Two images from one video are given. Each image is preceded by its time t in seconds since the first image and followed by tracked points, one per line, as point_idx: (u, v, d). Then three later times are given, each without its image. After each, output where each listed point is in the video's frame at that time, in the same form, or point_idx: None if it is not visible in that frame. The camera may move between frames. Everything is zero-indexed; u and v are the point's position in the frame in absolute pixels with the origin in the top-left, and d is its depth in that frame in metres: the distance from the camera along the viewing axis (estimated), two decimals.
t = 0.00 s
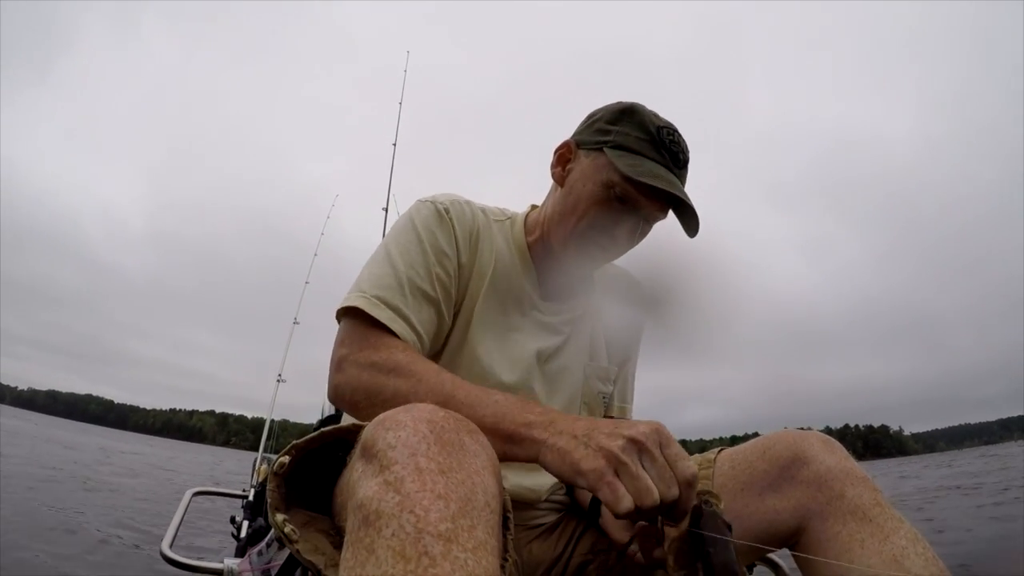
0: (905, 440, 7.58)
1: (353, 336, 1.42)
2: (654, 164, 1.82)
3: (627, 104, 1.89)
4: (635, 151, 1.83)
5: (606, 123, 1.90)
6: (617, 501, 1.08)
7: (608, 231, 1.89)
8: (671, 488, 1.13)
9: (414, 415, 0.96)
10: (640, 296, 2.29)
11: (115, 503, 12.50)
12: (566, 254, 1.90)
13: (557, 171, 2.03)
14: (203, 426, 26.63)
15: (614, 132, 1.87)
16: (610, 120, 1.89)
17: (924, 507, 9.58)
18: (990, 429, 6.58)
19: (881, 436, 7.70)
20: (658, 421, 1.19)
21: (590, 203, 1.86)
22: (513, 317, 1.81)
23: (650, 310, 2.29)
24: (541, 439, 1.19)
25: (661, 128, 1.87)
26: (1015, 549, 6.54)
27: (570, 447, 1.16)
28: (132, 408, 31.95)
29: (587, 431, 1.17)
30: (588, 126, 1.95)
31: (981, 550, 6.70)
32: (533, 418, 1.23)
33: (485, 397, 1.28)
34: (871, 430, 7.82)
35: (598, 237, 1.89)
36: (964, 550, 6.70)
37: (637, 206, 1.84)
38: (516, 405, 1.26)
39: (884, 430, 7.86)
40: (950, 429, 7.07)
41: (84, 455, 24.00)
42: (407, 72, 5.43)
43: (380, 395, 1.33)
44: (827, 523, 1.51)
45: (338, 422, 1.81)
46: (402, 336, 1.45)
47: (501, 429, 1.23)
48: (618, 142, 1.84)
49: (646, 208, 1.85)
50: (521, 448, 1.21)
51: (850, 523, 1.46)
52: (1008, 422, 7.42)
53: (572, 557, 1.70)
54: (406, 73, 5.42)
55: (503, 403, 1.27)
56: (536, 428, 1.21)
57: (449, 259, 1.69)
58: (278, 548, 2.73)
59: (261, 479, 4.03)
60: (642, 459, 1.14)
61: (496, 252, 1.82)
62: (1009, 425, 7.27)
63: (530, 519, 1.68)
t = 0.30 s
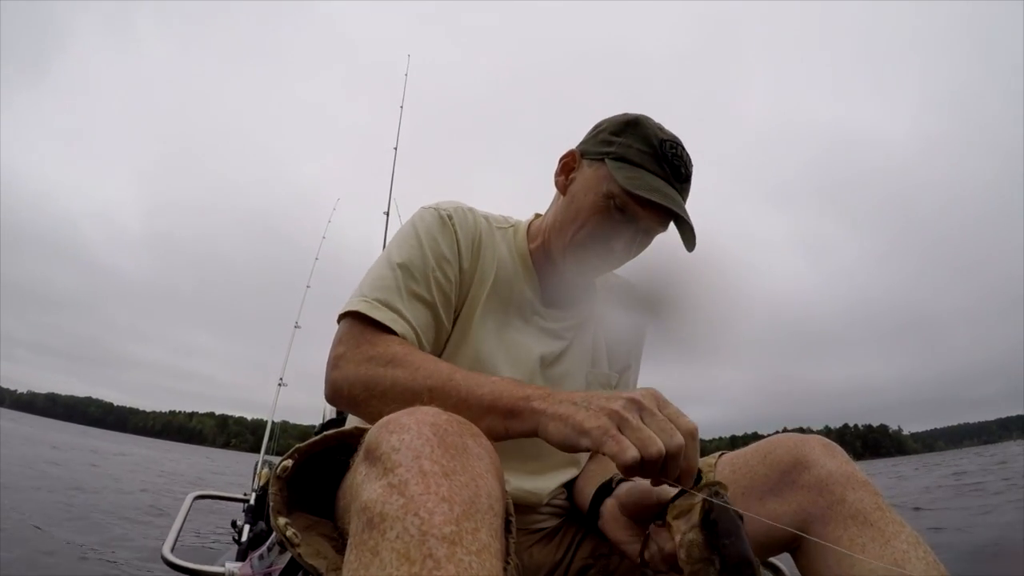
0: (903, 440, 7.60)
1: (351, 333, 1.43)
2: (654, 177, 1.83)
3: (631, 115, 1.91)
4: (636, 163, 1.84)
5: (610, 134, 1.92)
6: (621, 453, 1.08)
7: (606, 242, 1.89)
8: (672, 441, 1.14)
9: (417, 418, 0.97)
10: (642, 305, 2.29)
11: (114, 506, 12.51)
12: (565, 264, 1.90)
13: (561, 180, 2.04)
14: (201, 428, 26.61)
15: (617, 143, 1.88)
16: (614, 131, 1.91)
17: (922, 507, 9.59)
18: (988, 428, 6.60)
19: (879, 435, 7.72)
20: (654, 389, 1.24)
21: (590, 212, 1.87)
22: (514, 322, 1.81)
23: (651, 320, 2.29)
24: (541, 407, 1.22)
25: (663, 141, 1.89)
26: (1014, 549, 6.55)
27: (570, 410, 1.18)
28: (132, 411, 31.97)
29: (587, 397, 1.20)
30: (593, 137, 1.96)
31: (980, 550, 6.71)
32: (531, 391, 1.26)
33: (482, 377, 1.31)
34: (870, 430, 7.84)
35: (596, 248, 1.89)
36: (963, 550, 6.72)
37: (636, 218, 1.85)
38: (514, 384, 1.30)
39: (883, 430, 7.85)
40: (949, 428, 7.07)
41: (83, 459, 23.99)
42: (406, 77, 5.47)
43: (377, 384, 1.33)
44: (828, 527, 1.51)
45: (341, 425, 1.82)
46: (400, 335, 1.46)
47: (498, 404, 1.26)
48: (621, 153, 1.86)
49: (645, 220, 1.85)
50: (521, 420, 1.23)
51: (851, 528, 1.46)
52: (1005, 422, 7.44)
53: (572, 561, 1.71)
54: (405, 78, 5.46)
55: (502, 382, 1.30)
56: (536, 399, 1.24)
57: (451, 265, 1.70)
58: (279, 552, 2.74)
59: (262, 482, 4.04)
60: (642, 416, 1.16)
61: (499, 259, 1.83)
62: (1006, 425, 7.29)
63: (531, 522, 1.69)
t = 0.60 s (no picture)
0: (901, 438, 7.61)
1: (355, 334, 1.43)
2: (651, 176, 1.83)
3: (627, 114, 1.90)
4: (633, 163, 1.84)
5: (606, 134, 1.91)
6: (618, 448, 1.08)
7: (603, 241, 1.89)
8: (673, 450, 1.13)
9: (420, 418, 0.97)
10: (643, 307, 2.29)
11: (115, 507, 12.52)
12: (566, 265, 1.90)
13: (559, 181, 2.04)
14: (201, 428, 26.63)
15: (613, 143, 1.88)
16: (611, 131, 1.91)
17: (921, 505, 9.61)
18: (987, 426, 6.61)
19: (878, 433, 7.74)
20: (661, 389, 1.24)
21: (588, 212, 1.87)
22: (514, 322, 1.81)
23: (652, 321, 2.29)
24: (546, 399, 1.22)
25: (660, 139, 1.88)
26: (1012, 546, 6.56)
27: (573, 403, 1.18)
28: (132, 411, 31.99)
29: (593, 390, 1.20)
30: (590, 137, 1.96)
31: (978, 547, 6.73)
32: (536, 382, 1.27)
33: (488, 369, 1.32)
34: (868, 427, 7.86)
35: (594, 248, 1.89)
36: (961, 547, 6.74)
37: (634, 218, 1.85)
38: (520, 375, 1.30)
39: (882, 427, 7.85)
40: (949, 425, 7.06)
41: (83, 459, 24.01)
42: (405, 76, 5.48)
43: (384, 383, 1.33)
44: (829, 527, 1.51)
45: (342, 426, 1.82)
46: (406, 334, 1.46)
47: (504, 395, 1.26)
48: (617, 152, 1.85)
49: (643, 219, 1.85)
50: (526, 411, 1.24)
51: (852, 528, 1.46)
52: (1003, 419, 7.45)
53: (572, 562, 1.70)
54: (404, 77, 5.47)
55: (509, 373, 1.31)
56: (541, 391, 1.24)
57: (452, 265, 1.70)
58: (280, 552, 2.74)
59: (262, 482, 4.04)
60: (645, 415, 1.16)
61: (498, 260, 1.83)
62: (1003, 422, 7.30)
63: (531, 523, 1.69)
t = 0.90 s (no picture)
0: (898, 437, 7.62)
1: (379, 349, 1.44)
2: (625, 169, 1.79)
3: (602, 108, 1.88)
4: (605, 157, 1.81)
5: (584, 130, 1.90)
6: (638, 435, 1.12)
7: (584, 239, 1.87)
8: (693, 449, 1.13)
9: (424, 418, 0.97)
10: (642, 305, 2.28)
11: (112, 507, 12.51)
12: (550, 266, 1.89)
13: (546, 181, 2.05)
14: (199, 428, 26.62)
15: (589, 138, 1.86)
16: (588, 127, 1.89)
17: (918, 503, 9.62)
18: (985, 424, 6.62)
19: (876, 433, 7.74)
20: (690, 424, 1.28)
21: (567, 210, 1.86)
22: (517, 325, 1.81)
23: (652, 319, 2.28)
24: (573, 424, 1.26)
25: (636, 130, 1.84)
26: (1011, 545, 6.57)
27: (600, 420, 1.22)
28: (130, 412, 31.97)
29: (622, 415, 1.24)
30: (571, 136, 1.96)
31: (976, 545, 6.73)
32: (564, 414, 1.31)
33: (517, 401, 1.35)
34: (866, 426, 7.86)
35: (576, 247, 1.87)
36: (959, 545, 6.74)
37: (611, 212, 1.82)
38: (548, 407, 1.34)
39: (879, 426, 7.85)
40: (946, 423, 7.07)
41: (80, 460, 23.98)
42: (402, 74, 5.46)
43: (411, 402, 1.33)
44: (829, 527, 1.51)
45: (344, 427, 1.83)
46: (427, 351, 1.47)
47: (531, 425, 1.29)
48: (591, 148, 1.84)
49: (621, 214, 1.81)
50: (553, 437, 1.27)
51: (852, 528, 1.46)
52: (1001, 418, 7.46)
53: (572, 563, 1.71)
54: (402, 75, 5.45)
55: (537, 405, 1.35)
56: (569, 420, 1.28)
57: (456, 272, 1.71)
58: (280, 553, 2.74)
59: (263, 483, 4.04)
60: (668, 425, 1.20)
61: (498, 263, 1.83)
62: (1001, 420, 7.31)
63: (532, 522, 1.69)
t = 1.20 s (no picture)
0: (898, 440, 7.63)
1: (370, 338, 1.43)
2: (612, 172, 1.78)
3: (593, 109, 1.88)
4: (594, 159, 1.80)
5: (575, 131, 1.90)
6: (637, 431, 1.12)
7: (574, 243, 1.84)
8: (678, 423, 1.13)
9: (422, 416, 0.97)
10: (644, 304, 2.27)
11: (109, 504, 12.49)
12: (542, 268, 1.87)
13: (541, 182, 2.05)
14: (197, 426, 26.60)
15: (580, 140, 1.86)
16: (579, 128, 1.89)
17: (915, 505, 9.63)
18: (984, 428, 6.63)
19: (874, 435, 7.75)
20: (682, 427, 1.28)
21: (557, 213, 1.84)
22: (516, 325, 1.82)
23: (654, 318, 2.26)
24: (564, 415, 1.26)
25: (626, 131, 1.83)
26: (1009, 548, 6.57)
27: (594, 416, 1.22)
28: (129, 409, 31.93)
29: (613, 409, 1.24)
30: (563, 137, 1.96)
31: (974, 548, 6.74)
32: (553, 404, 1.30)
33: (504, 388, 1.34)
34: (865, 428, 7.87)
35: (565, 251, 1.84)
36: (957, 548, 6.75)
37: (599, 214, 1.80)
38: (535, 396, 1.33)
39: (878, 428, 7.86)
40: (944, 426, 7.08)
41: (78, 456, 23.97)
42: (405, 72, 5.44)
43: (400, 388, 1.32)
44: (828, 525, 1.51)
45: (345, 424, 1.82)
46: (418, 340, 1.47)
47: (521, 412, 1.29)
48: (581, 150, 1.83)
49: (611, 216, 1.80)
50: (543, 426, 1.27)
51: (851, 526, 1.46)
52: (1000, 422, 7.46)
53: (570, 561, 1.70)
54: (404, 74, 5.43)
55: (523, 394, 1.34)
56: (558, 411, 1.28)
57: (454, 270, 1.71)
58: (279, 550, 2.73)
59: (262, 480, 4.03)
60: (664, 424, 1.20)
61: (496, 263, 1.83)
62: (1000, 424, 7.32)
63: (530, 520, 1.69)
